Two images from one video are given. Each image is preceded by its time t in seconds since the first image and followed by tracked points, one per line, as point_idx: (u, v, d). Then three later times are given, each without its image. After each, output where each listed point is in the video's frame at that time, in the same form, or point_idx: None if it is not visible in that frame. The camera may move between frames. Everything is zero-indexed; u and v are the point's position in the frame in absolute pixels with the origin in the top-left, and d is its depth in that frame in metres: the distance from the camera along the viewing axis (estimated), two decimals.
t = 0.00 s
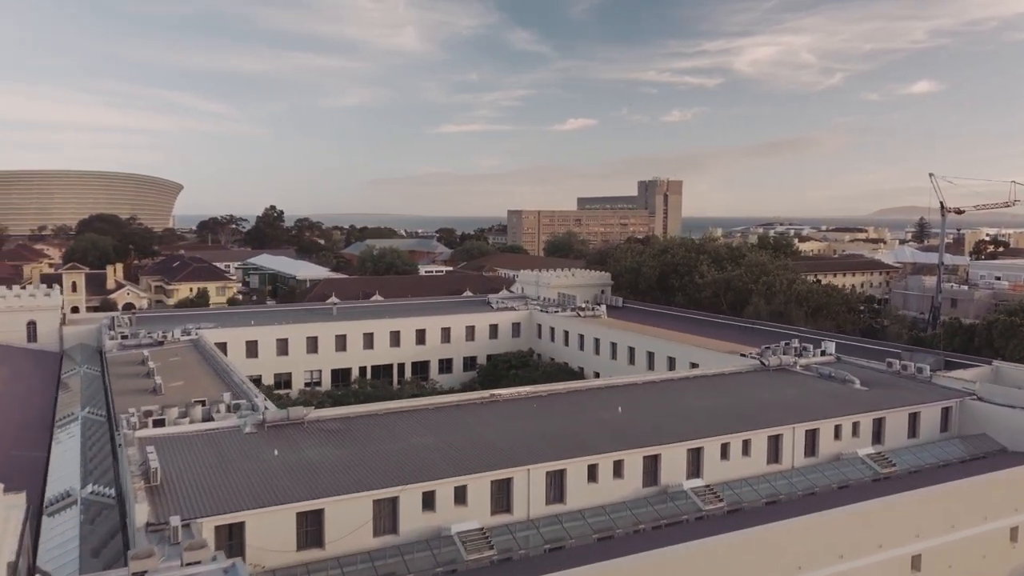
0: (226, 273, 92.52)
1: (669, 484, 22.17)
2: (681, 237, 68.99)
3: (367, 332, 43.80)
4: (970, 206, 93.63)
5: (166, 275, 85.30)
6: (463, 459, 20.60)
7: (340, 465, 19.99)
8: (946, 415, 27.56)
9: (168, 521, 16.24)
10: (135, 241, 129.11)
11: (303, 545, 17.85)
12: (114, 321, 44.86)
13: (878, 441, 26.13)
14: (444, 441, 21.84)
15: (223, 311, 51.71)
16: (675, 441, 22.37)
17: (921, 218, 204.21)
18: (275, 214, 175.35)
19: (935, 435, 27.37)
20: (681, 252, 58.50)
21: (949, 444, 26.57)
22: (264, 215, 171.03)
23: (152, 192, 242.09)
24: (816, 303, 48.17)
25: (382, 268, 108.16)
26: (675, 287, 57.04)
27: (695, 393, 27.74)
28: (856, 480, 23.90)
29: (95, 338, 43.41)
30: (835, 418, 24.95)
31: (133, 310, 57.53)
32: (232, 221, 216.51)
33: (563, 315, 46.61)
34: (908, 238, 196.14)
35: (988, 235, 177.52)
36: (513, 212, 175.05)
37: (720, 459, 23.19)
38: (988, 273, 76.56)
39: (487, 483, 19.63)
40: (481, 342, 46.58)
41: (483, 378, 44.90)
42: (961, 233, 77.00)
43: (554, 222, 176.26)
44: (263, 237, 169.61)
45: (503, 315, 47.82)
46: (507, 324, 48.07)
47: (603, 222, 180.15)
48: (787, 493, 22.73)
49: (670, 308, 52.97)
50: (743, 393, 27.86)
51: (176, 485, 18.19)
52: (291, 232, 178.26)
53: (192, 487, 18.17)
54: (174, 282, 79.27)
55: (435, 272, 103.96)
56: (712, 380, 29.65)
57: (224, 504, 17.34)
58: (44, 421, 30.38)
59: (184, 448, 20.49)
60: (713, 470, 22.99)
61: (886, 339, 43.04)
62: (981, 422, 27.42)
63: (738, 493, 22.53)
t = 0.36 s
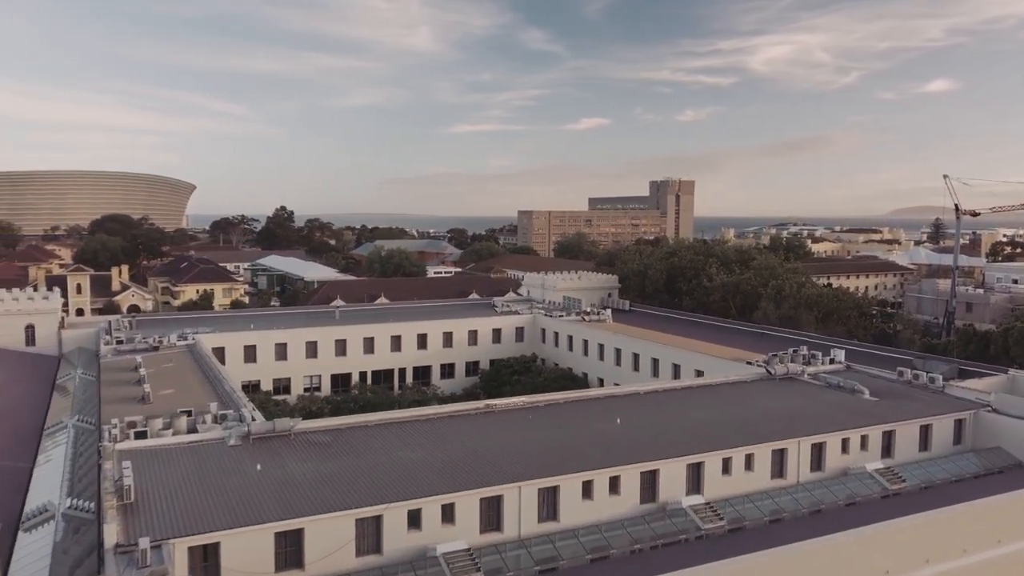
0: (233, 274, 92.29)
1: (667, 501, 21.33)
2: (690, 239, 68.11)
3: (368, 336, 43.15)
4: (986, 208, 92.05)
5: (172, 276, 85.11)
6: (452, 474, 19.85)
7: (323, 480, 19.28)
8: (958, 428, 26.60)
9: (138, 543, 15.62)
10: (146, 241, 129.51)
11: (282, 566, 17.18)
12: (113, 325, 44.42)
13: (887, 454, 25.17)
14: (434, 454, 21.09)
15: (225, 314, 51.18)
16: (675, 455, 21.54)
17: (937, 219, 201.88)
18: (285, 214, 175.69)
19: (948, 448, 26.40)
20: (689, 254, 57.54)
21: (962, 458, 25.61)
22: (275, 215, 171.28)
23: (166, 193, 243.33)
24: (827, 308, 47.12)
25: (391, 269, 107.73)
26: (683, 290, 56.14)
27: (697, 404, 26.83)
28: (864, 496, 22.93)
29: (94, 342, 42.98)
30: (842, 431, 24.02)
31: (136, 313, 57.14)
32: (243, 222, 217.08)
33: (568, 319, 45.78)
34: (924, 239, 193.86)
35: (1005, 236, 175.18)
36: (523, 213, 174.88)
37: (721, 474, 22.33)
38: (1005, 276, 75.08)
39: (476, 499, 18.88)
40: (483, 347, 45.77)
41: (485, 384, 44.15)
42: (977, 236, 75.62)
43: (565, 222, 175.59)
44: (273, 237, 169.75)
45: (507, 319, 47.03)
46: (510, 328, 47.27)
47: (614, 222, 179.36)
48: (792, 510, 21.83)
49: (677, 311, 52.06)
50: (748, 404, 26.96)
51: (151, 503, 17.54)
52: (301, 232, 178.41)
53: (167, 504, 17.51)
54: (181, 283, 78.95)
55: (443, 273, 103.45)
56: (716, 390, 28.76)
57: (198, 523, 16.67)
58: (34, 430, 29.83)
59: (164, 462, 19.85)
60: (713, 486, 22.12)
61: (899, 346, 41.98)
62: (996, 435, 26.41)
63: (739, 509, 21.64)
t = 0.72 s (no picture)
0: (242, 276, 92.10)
1: (666, 519, 20.48)
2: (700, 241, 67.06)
3: (368, 341, 42.49)
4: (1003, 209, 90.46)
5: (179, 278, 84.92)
6: (441, 492, 19.07)
7: (306, 497, 18.57)
8: (972, 441, 25.59)
9: (105, 566, 14.95)
10: (157, 241, 129.79)
11: None
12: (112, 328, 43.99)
13: (897, 469, 24.22)
14: (423, 470, 20.32)
15: (226, 317, 50.65)
16: (674, 471, 20.69)
17: (953, 219, 199.52)
18: (296, 215, 175.99)
19: (961, 462, 25.40)
20: (697, 257, 56.56)
21: (976, 474, 24.61)
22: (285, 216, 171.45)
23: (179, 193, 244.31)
24: (838, 312, 46.06)
25: (400, 270, 107.26)
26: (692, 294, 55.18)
27: (700, 416, 25.93)
28: (872, 514, 22.00)
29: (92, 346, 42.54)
30: (850, 446, 23.07)
31: (139, 317, 56.79)
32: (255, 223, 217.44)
33: (572, 324, 44.94)
34: (940, 240, 191.55)
35: None
36: (534, 214, 174.46)
37: (723, 490, 21.46)
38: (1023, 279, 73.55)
39: (464, 519, 18.11)
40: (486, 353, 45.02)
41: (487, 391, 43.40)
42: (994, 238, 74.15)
43: (576, 222, 174.82)
44: (284, 237, 169.87)
45: (510, 323, 46.25)
46: (514, 333, 46.48)
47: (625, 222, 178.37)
48: (796, 529, 20.93)
49: (685, 316, 51.11)
50: (753, 415, 26.03)
51: (124, 523, 16.85)
52: (311, 232, 178.39)
53: (141, 523, 16.84)
54: (187, 285, 78.67)
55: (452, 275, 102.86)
56: (721, 401, 27.85)
57: (171, 544, 16.00)
58: (23, 438, 29.29)
59: (143, 477, 19.18)
60: (714, 503, 21.25)
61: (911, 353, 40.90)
62: (1012, 449, 25.37)
63: (741, 528, 20.76)
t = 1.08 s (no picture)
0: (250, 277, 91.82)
1: (663, 539, 19.62)
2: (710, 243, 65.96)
3: (368, 346, 41.78)
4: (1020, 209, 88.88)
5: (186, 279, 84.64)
6: (426, 511, 18.28)
7: (286, 516, 17.82)
8: (986, 457, 24.57)
9: None
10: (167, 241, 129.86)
11: None
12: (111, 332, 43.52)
13: (907, 486, 23.23)
14: (410, 487, 19.54)
15: (227, 321, 50.08)
16: (671, 489, 19.81)
17: (969, 219, 197.17)
18: (306, 216, 176.10)
19: (975, 479, 24.38)
20: (705, 260, 55.54)
21: (990, 491, 23.59)
22: (295, 217, 171.50)
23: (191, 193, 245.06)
24: (849, 317, 44.96)
25: (408, 271, 106.74)
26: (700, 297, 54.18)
27: (702, 428, 25.01)
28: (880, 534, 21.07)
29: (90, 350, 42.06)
30: (858, 462, 22.09)
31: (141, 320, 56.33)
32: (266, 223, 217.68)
33: (576, 329, 44.10)
34: (956, 241, 189.31)
35: None
36: (545, 214, 173.70)
37: (724, 508, 20.57)
38: None
39: (449, 540, 17.33)
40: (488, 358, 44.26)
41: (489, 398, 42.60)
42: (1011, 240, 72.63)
43: (586, 223, 174.01)
44: (294, 237, 169.90)
45: (513, 328, 45.45)
46: (517, 338, 45.66)
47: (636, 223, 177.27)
48: (799, 550, 20.01)
49: (693, 320, 50.13)
50: (758, 428, 25.08)
51: (92, 545, 16.12)
52: (322, 232, 178.27)
53: (111, 544, 16.14)
54: (194, 287, 78.29)
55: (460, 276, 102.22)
56: (724, 412, 26.92)
57: (140, 566, 15.30)
58: (11, 447, 28.70)
59: (117, 494, 18.48)
60: (714, 521, 20.36)
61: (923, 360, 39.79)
62: None
63: (742, 548, 19.88)
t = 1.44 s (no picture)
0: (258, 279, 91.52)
1: (659, 562, 18.77)
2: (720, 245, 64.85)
3: (368, 352, 41.11)
4: None
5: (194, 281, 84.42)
6: (410, 532, 17.50)
7: (264, 537, 17.09)
8: (1000, 474, 23.52)
9: None
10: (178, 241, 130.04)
11: None
12: (109, 337, 43.00)
13: (917, 504, 22.25)
14: (395, 507, 18.77)
15: (228, 325, 49.54)
16: (668, 509, 18.94)
17: (986, 220, 194.66)
18: (316, 217, 176.24)
19: (989, 496, 23.35)
20: (714, 264, 54.50)
21: (1004, 510, 22.56)
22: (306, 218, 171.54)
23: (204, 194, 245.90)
24: (861, 323, 43.86)
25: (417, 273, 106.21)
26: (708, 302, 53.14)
27: (704, 442, 24.09)
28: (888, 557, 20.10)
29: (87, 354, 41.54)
30: (866, 480, 21.13)
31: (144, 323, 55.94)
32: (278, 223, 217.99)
33: (580, 334, 43.23)
34: (972, 242, 187.06)
35: None
36: (555, 215, 172.84)
37: (724, 529, 19.67)
38: None
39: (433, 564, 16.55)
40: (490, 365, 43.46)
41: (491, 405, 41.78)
42: None
43: (597, 224, 173.07)
44: (305, 238, 169.95)
45: (516, 333, 44.64)
46: (520, 344, 44.84)
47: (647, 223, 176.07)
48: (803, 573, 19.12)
49: (700, 325, 49.15)
50: (761, 443, 24.14)
51: (57, 567, 15.40)
52: (333, 233, 178.20)
53: (77, 567, 15.46)
54: (200, 289, 77.94)
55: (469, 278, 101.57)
56: (727, 425, 26.00)
57: None
58: None
59: (91, 513, 17.81)
60: (714, 542, 19.49)
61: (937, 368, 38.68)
62: None
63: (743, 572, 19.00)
